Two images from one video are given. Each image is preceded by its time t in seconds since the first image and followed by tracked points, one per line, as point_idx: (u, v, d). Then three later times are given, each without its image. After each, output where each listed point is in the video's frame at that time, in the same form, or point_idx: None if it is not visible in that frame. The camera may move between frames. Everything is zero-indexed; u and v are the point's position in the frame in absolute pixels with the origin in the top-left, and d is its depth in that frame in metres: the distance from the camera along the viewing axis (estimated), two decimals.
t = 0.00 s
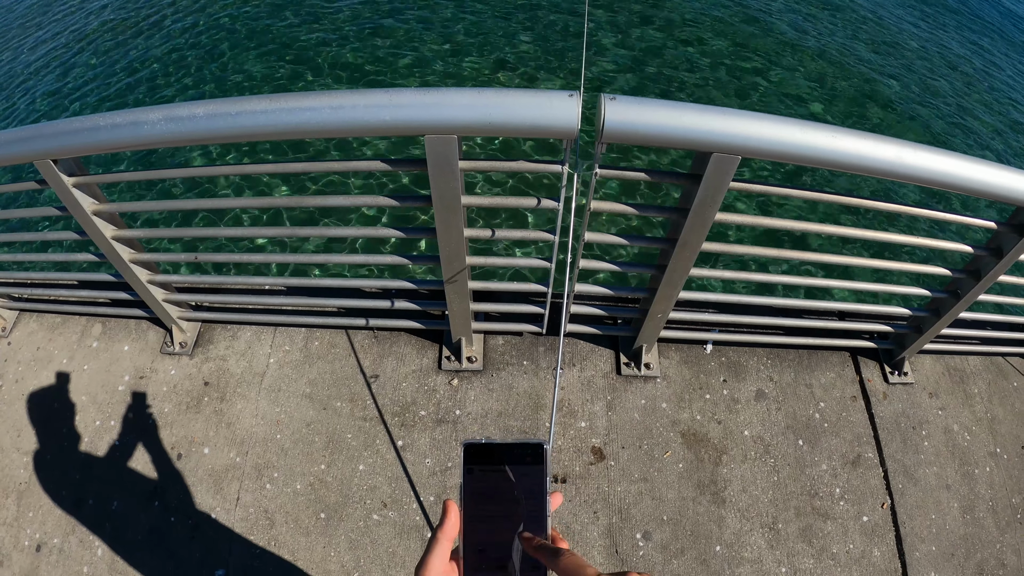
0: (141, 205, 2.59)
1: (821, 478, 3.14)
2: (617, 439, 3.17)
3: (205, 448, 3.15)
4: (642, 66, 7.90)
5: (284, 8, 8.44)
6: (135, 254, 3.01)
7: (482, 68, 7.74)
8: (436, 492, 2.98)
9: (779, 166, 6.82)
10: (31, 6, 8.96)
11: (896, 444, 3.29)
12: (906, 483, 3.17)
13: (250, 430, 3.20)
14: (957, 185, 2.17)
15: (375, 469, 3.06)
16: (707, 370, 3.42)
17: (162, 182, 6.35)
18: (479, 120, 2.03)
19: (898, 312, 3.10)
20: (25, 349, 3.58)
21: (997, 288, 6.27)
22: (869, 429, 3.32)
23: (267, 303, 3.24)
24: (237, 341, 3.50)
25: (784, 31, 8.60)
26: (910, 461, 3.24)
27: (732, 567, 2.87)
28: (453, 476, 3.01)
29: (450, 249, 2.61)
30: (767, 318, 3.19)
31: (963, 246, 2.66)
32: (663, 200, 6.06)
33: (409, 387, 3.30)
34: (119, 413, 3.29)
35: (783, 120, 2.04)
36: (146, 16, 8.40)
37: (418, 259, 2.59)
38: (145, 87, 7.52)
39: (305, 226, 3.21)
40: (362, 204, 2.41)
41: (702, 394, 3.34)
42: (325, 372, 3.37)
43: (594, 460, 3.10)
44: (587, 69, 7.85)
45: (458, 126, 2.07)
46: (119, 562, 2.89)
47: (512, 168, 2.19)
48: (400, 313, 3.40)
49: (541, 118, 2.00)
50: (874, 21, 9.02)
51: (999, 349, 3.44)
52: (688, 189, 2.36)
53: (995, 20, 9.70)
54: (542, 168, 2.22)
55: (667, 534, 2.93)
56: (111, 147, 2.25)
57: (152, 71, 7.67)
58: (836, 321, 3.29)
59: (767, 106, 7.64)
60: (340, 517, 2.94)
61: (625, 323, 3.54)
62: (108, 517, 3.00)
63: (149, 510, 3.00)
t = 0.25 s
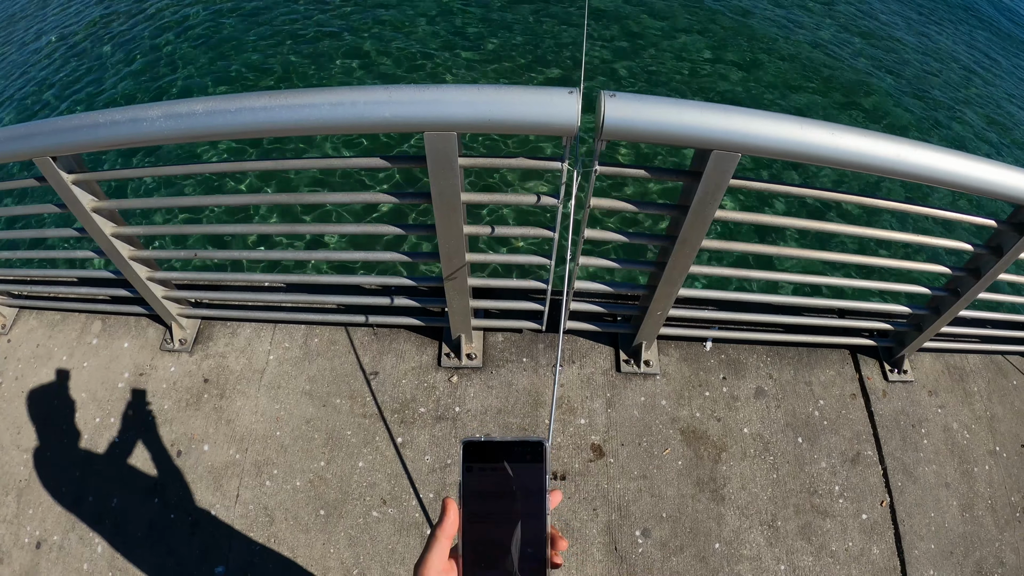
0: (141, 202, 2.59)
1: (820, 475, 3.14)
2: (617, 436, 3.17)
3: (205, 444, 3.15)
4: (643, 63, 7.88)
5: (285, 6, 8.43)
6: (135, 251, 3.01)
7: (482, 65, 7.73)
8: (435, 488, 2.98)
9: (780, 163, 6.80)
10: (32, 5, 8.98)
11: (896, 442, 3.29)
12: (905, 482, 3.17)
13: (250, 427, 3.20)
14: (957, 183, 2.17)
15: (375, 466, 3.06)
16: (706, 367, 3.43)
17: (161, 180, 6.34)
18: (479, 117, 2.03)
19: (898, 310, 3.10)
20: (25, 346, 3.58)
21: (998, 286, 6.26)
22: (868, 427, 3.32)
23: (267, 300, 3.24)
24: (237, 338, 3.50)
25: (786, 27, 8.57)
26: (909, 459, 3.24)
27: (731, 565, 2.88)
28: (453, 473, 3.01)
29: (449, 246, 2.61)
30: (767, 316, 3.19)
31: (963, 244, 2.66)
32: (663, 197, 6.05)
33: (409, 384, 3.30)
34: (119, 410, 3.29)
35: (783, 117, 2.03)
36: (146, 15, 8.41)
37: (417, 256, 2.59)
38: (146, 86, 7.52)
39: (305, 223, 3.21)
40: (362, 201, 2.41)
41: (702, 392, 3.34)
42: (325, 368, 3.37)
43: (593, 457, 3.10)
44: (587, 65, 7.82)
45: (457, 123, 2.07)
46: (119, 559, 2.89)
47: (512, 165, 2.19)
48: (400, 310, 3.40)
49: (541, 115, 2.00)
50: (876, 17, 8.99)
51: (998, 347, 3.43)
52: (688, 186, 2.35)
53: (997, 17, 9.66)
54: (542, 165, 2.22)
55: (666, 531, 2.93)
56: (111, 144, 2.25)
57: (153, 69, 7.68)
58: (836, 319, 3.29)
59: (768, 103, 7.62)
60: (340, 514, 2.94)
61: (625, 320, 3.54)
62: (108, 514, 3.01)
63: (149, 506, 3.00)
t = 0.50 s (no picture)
0: (140, 199, 2.59)
1: (820, 473, 3.14)
2: (617, 433, 3.17)
3: (204, 441, 3.15)
4: (644, 59, 7.83)
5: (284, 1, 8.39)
6: (134, 248, 3.00)
7: (483, 60, 7.69)
8: (435, 486, 2.98)
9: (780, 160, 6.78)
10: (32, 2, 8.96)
11: (896, 440, 3.29)
12: (905, 480, 3.17)
13: (249, 424, 3.20)
14: (958, 180, 2.16)
15: (374, 464, 3.06)
16: (706, 365, 3.42)
17: (160, 177, 6.33)
18: (478, 114, 2.02)
19: (898, 308, 3.10)
20: (25, 343, 3.58)
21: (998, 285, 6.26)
22: (868, 425, 3.32)
23: (266, 297, 3.24)
24: (236, 335, 3.50)
25: (788, 22, 8.51)
26: (909, 457, 3.24)
27: (731, 562, 2.87)
28: (452, 470, 3.01)
29: (449, 243, 2.60)
30: (767, 313, 3.19)
31: (962, 242, 2.66)
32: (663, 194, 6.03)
33: (408, 381, 3.30)
34: (119, 407, 3.29)
35: (783, 115, 2.03)
36: (145, 11, 8.39)
37: (417, 253, 2.58)
38: (145, 83, 7.51)
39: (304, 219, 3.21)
40: (361, 197, 2.40)
41: (701, 389, 3.34)
42: (324, 365, 3.37)
43: (593, 455, 3.10)
44: (588, 60, 7.77)
45: (457, 119, 2.06)
46: (118, 556, 2.89)
47: (512, 161, 2.19)
48: (399, 306, 3.40)
49: (541, 111, 1.99)
50: (878, 13, 8.94)
51: (998, 345, 3.43)
52: (688, 183, 2.35)
53: (1000, 13, 9.60)
54: (542, 161, 2.21)
55: (666, 529, 2.93)
56: (108, 141, 2.25)
57: (152, 66, 7.67)
58: (836, 316, 3.28)
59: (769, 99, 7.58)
60: (339, 511, 2.94)
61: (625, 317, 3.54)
62: (107, 511, 3.01)
63: (148, 503, 3.00)
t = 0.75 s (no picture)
0: (140, 197, 2.59)
1: (819, 472, 3.15)
2: (617, 431, 3.17)
3: (205, 439, 3.15)
4: (646, 53, 7.76)
5: None
6: (134, 245, 3.00)
7: (483, 56, 7.65)
8: (434, 483, 2.98)
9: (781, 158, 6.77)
10: None
11: (895, 439, 3.29)
12: (904, 478, 3.18)
13: (249, 422, 3.20)
14: (957, 180, 2.16)
15: (374, 461, 3.06)
16: (706, 363, 3.42)
17: (160, 174, 6.32)
18: (478, 112, 2.02)
19: (898, 306, 3.10)
20: (25, 340, 3.58)
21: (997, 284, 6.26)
22: (867, 423, 3.32)
23: (266, 295, 3.23)
24: (236, 332, 3.50)
25: (790, 17, 8.45)
26: (908, 456, 3.25)
27: (730, 560, 2.88)
28: (452, 467, 3.01)
29: (449, 241, 2.61)
30: (767, 312, 3.19)
31: (962, 241, 2.66)
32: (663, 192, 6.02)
33: (408, 378, 3.30)
34: (119, 405, 3.29)
35: (783, 113, 2.03)
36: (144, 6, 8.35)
37: (417, 251, 2.59)
38: (144, 78, 7.47)
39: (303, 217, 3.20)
40: (361, 195, 2.40)
41: (701, 387, 3.34)
42: (324, 363, 3.37)
43: (592, 453, 3.10)
44: (589, 56, 7.73)
45: (457, 117, 2.06)
46: (118, 553, 2.89)
47: (512, 159, 2.19)
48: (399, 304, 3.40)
49: (541, 110, 1.99)
50: (881, 9, 8.88)
51: (998, 344, 3.43)
52: (688, 181, 2.35)
53: (1004, 9, 9.54)
54: (542, 159, 2.21)
55: (665, 527, 2.93)
56: (109, 139, 2.25)
57: (151, 62, 7.63)
58: (835, 315, 3.28)
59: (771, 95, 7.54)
60: (339, 508, 2.95)
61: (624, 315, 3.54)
62: (107, 509, 3.01)
63: (148, 501, 3.00)
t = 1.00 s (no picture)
0: (140, 193, 2.58)
1: (820, 469, 3.14)
2: (618, 429, 3.17)
3: (205, 436, 3.15)
4: (648, 46, 7.70)
5: None
6: (133, 242, 2.99)
7: (484, 50, 7.60)
8: (435, 481, 2.98)
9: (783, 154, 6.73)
10: None
11: (896, 437, 3.28)
12: (905, 476, 3.17)
13: (249, 419, 3.20)
14: (961, 178, 2.15)
15: (374, 458, 3.05)
16: (707, 360, 3.42)
17: (159, 171, 6.30)
18: (480, 108, 2.01)
19: (899, 304, 3.09)
20: (24, 338, 3.57)
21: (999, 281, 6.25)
22: (869, 421, 3.31)
23: (266, 291, 3.22)
24: (236, 329, 3.49)
25: (793, 11, 8.39)
26: (909, 454, 3.24)
27: (731, 558, 2.88)
28: (453, 465, 3.00)
29: (450, 237, 2.60)
30: (768, 309, 3.18)
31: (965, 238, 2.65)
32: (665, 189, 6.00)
33: (409, 376, 3.30)
34: (119, 402, 3.28)
35: (786, 110, 2.02)
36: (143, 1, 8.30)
37: (418, 247, 2.58)
38: (142, 73, 7.42)
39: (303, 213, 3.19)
40: (362, 191, 2.40)
41: (702, 384, 3.33)
42: (324, 360, 3.36)
43: (594, 450, 3.09)
44: (591, 50, 7.67)
45: (458, 113, 2.05)
46: (118, 551, 2.89)
47: (514, 156, 2.18)
48: (400, 301, 3.38)
49: (543, 106, 1.98)
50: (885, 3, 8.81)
51: (999, 342, 3.42)
52: (690, 177, 2.34)
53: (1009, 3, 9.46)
54: (544, 156, 2.21)
55: (666, 524, 2.93)
56: (109, 136, 2.24)
57: (150, 56, 7.58)
58: (837, 313, 3.27)
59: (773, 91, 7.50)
60: (339, 506, 2.94)
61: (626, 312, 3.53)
62: (107, 506, 3.00)
63: (148, 498, 3.00)
